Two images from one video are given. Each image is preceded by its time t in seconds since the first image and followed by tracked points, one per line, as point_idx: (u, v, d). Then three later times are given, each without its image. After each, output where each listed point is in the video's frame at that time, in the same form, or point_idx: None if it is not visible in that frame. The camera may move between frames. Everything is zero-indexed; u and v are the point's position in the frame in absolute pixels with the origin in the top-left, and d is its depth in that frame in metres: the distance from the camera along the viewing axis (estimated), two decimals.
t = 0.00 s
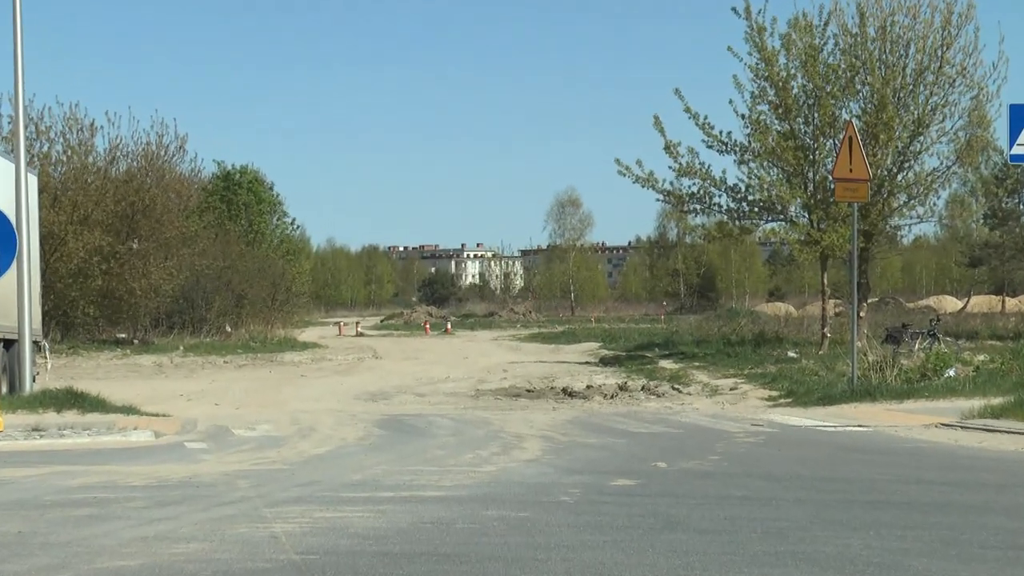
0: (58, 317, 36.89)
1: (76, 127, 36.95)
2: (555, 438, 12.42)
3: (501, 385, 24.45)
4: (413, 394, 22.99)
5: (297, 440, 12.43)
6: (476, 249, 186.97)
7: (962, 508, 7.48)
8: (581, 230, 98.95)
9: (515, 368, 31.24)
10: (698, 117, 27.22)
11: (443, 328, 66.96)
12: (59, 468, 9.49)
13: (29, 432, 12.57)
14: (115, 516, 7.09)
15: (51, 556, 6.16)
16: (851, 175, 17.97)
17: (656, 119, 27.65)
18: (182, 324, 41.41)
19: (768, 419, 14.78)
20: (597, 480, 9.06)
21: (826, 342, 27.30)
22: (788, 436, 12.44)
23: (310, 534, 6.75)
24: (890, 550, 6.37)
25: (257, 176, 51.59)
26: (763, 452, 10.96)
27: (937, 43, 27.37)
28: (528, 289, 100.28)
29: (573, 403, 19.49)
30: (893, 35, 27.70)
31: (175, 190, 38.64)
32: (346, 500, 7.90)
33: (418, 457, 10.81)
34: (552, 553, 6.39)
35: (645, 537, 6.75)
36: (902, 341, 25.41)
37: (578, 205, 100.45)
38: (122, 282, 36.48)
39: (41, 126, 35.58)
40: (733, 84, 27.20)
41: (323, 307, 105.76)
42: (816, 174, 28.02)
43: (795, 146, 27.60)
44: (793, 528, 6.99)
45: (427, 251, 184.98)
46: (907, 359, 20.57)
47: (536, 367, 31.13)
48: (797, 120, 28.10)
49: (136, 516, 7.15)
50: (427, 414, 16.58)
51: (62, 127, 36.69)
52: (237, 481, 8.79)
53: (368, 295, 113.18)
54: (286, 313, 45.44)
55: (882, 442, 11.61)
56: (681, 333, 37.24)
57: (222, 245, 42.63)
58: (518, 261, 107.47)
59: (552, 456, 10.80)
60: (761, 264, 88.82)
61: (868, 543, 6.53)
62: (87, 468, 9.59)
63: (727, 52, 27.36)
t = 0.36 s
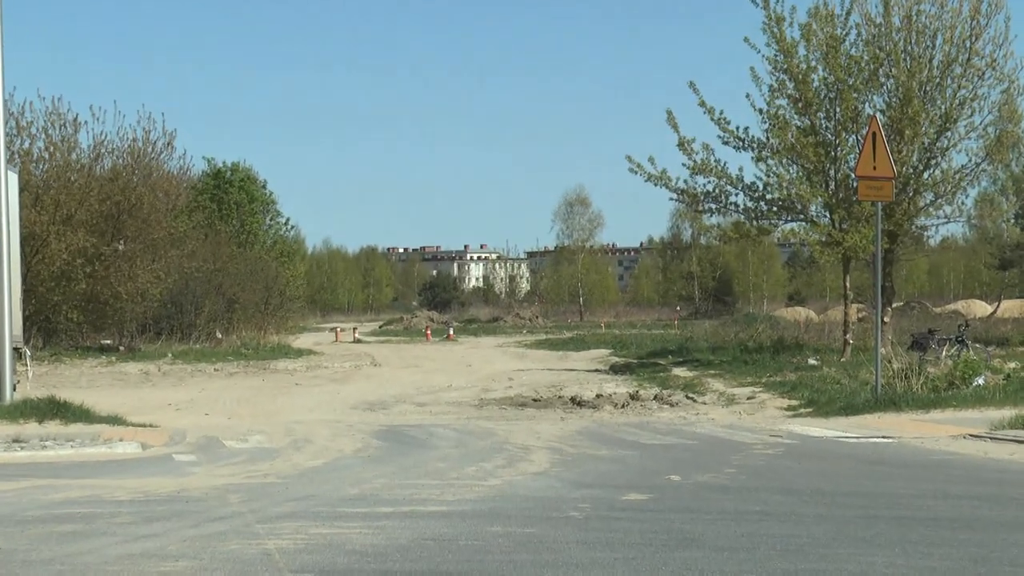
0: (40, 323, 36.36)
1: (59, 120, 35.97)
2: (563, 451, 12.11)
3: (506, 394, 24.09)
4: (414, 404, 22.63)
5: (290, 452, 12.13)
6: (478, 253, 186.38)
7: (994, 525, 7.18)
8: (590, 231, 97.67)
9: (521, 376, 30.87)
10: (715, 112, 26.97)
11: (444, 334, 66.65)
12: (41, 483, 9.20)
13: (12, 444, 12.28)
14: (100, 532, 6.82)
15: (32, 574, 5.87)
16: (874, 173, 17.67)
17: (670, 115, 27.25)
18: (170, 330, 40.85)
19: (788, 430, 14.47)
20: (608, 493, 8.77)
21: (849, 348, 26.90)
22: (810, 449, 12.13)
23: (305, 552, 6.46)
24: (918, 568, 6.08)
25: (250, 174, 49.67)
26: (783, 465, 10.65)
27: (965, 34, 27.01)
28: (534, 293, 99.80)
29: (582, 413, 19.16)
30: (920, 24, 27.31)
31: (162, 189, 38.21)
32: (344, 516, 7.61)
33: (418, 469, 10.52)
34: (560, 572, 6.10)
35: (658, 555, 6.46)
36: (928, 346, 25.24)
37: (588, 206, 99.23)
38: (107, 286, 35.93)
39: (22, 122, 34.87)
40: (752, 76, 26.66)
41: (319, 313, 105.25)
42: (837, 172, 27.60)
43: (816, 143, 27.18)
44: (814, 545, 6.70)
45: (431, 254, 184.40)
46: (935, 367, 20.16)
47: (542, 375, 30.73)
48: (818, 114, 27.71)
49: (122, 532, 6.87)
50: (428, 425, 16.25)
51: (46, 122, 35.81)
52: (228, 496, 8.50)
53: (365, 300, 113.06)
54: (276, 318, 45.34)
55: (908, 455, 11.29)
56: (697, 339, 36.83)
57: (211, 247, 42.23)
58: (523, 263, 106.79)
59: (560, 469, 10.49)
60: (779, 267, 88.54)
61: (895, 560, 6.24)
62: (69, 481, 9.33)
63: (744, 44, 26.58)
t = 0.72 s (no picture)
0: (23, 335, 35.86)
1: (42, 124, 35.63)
2: (566, 466, 11.94)
3: (507, 406, 23.91)
4: (410, 418, 22.36)
5: (282, 468, 11.98)
6: (476, 260, 185.70)
7: (1012, 544, 7.10)
8: (593, 238, 95.89)
9: (521, 388, 30.65)
10: (723, 116, 26.78)
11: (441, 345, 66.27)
12: (22, 502, 9.06)
13: None
14: (84, 554, 6.71)
15: None
16: (890, 178, 17.46)
17: (676, 118, 27.06)
18: (156, 340, 40.62)
19: (800, 444, 14.32)
20: (613, 510, 8.62)
21: (862, 359, 26.66)
22: (822, 464, 11.99)
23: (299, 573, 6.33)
24: None
25: (239, 179, 48.96)
26: (793, 480, 10.52)
27: (982, 34, 26.81)
28: (536, 300, 99.53)
29: (585, 427, 19.01)
30: (935, 23, 27.10)
31: (149, 194, 37.81)
32: (339, 535, 7.48)
33: (417, 484, 10.38)
34: None
35: (662, 574, 6.31)
36: (945, 358, 24.97)
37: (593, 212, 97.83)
38: (90, 295, 35.88)
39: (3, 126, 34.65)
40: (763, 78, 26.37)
41: (312, 321, 104.90)
42: (851, 176, 27.22)
43: (828, 148, 26.97)
44: (826, 565, 6.59)
45: (428, 261, 183.39)
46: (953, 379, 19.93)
47: (543, 388, 30.39)
48: (830, 117, 27.46)
49: (107, 551, 6.88)
50: (424, 439, 16.10)
51: (28, 125, 35.60)
52: (216, 515, 8.38)
53: (360, 308, 112.52)
54: (267, 329, 44.96)
55: (922, 470, 11.17)
56: (704, 350, 36.61)
57: (200, 254, 41.75)
58: (524, 270, 106.03)
59: (564, 484, 10.36)
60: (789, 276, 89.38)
61: None
62: (51, 500, 9.17)
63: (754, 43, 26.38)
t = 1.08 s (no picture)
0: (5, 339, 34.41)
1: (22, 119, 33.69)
2: (568, 475, 11.72)
3: (506, 413, 23.66)
4: (405, 425, 22.10)
5: (272, 477, 11.75)
6: (473, 261, 185.34)
7: None
8: (596, 238, 96.04)
9: (520, 394, 30.36)
10: (733, 111, 26.55)
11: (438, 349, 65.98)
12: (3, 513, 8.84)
13: None
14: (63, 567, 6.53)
15: None
16: (904, 175, 17.28)
17: (684, 113, 26.88)
18: (142, 344, 40.58)
19: (812, 452, 14.12)
20: (617, 520, 8.42)
21: (876, 364, 26.36)
22: (835, 472, 11.80)
23: None
24: None
25: (227, 176, 48.44)
26: (804, 489, 10.34)
27: (1000, 25, 26.58)
28: (537, 303, 99.11)
29: (588, 434, 18.78)
30: (952, 13, 26.85)
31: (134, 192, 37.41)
32: (332, 546, 7.30)
33: (414, 494, 10.18)
34: None
35: None
36: (963, 362, 24.61)
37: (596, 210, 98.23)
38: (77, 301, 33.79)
39: None
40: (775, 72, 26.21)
41: (303, 324, 104.47)
42: (864, 174, 27.06)
43: (842, 145, 26.72)
44: None
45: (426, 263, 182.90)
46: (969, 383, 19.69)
47: (545, 394, 30.09)
48: (844, 111, 27.30)
49: (91, 564, 6.80)
50: (419, 447, 15.84)
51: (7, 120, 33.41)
52: (205, 526, 8.18)
53: (353, 311, 112.14)
54: (258, 331, 44.87)
55: (937, 479, 11.00)
56: (712, 354, 36.33)
57: (188, 255, 41.63)
58: (524, 272, 105.76)
59: (566, 493, 10.16)
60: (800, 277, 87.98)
61: None
62: (34, 511, 8.96)
63: (764, 34, 26.41)
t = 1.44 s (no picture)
0: None
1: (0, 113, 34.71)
2: (571, 484, 11.48)
3: (505, 419, 23.38)
4: (401, 431, 21.83)
5: (262, 486, 11.50)
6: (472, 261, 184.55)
7: None
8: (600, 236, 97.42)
9: (521, 399, 30.07)
10: (743, 106, 26.20)
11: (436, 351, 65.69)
12: None
13: None
14: None
15: None
16: (924, 170, 17.06)
17: (693, 105, 26.55)
18: (125, 346, 40.55)
19: (826, 460, 13.86)
20: (620, 532, 8.18)
21: (894, 367, 25.99)
22: (851, 482, 11.55)
23: None
24: None
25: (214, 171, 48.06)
26: (818, 499, 10.10)
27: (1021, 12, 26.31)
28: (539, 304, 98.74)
29: (593, 441, 18.52)
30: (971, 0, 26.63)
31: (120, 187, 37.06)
32: (322, 560, 7.07)
33: (411, 503, 9.94)
34: None
35: None
36: (983, 366, 24.21)
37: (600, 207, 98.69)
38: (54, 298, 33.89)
39: None
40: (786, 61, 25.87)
41: (294, 327, 104.25)
42: (882, 167, 26.80)
43: (855, 137, 26.48)
44: None
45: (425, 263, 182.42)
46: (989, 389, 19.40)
47: (547, 398, 29.81)
48: (860, 103, 27.05)
49: None
50: (413, 455, 15.59)
51: None
52: (194, 538, 7.95)
53: (346, 313, 111.96)
54: (247, 332, 44.61)
55: (956, 488, 10.76)
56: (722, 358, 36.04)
57: (172, 253, 41.19)
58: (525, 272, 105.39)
59: (569, 503, 9.91)
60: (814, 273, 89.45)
61: None
62: (12, 522, 8.72)
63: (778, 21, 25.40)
